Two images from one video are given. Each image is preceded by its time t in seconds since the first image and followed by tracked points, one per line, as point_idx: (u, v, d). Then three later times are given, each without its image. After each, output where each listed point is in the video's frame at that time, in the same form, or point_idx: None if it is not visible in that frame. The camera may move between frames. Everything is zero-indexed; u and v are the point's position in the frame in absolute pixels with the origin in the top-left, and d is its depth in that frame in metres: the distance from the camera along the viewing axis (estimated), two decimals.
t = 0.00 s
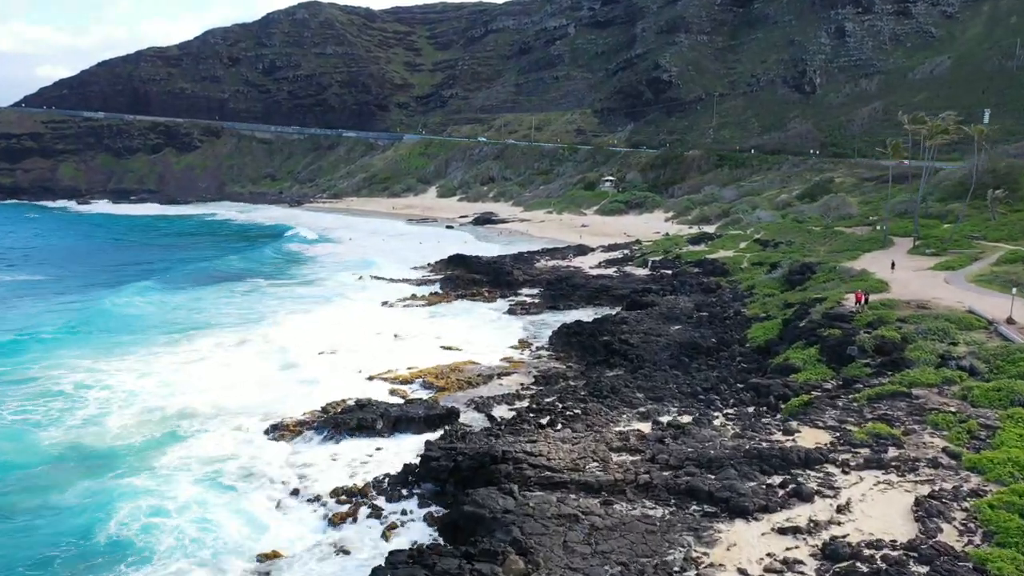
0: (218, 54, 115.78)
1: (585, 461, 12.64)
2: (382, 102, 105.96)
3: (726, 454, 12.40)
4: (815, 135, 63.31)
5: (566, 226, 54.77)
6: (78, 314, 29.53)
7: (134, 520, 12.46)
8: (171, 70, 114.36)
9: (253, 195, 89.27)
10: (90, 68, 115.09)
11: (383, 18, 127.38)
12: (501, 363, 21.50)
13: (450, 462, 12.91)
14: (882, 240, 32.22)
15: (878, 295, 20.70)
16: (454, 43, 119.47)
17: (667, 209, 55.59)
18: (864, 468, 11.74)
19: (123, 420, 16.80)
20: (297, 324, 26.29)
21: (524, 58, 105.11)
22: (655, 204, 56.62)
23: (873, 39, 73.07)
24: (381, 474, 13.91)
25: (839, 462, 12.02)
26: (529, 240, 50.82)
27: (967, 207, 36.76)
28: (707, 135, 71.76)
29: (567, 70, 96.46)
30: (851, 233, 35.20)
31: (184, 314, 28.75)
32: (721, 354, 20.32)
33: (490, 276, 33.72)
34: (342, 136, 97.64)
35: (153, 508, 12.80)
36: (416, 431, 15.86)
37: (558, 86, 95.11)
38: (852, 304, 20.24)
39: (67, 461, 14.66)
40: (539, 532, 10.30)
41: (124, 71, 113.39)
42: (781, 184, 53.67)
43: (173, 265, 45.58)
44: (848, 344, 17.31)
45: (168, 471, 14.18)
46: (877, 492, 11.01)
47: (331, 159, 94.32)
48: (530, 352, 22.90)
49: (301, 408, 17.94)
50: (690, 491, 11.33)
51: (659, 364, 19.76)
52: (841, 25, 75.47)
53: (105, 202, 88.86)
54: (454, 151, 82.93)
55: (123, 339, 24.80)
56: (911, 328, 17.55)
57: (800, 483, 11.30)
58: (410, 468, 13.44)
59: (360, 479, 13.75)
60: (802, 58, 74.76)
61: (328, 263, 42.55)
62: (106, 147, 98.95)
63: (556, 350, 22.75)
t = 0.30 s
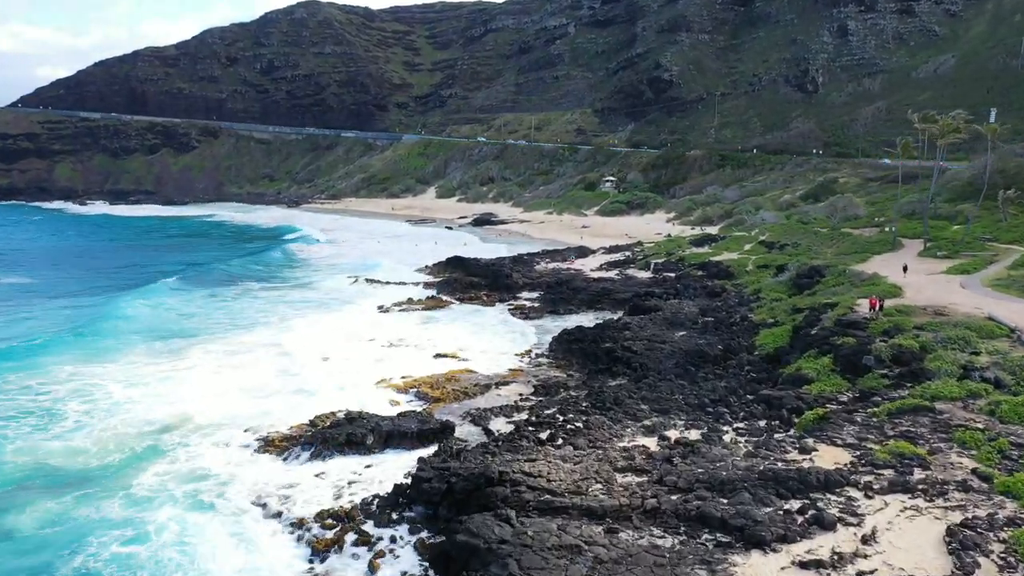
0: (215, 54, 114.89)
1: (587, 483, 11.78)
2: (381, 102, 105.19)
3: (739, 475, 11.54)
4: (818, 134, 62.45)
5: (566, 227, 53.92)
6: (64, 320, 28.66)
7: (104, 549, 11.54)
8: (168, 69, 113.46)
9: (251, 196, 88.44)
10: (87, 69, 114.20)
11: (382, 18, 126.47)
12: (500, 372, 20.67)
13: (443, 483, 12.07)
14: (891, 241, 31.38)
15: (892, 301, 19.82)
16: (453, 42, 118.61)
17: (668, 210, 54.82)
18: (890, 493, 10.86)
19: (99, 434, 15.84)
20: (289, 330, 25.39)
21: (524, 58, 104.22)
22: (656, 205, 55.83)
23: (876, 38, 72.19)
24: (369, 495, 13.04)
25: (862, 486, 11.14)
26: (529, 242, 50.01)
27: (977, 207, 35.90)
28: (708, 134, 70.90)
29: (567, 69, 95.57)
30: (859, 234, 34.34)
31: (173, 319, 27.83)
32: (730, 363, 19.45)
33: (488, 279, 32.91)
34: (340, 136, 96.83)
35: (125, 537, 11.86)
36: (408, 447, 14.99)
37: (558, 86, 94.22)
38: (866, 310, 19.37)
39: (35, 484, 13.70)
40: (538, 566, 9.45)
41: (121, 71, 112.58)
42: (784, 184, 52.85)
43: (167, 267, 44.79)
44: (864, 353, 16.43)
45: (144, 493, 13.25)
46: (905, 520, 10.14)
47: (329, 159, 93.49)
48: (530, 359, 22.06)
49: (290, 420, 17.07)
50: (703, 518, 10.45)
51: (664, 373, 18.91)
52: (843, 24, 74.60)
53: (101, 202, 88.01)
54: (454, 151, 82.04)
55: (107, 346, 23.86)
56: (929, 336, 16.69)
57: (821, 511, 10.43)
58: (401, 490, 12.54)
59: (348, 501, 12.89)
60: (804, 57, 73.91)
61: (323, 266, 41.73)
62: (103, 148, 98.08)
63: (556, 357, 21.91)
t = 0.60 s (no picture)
0: (213, 53, 113.91)
1: (591, 511, 10.86)
2: (380, 101, 104.29)
3: (756, 503, 10.60)
4: (821, 134, 61.52)
5: (566, 228, 53.00)
6: (48, 326, 27.74)
7: None
8: (165, 69, 112.50)
9: (249, 196, 87.54)
10: (84, 68, 113.27)
11: (381, 17, 125.48)
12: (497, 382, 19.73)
13: (434, 511, 11.16)
14: (901, 244, 30.45)
15: (908, 308, 18.92)
16: (453, 41, 117.70)
17: (670, 210, 53.90)
18: (922, 525, 9.91)
19: (68, 451, 14.90)
20: (278, 337, 24.46)
21: (524, 57, 103.27)
22: (658, 205, 54.97)
23: (880, 36, 71.17)
24: (354, 521, 12.10)
25: (891, 516, 10.19)
26: (528, 243, 49.08)
27: (987, 209, 34.98)
28: (710, 134, 69.96)
29: (567, 68, 94.62)
30: (867, 236, 33.42)
31: (160, 324, 26.90)
32: (739, 373, 18.52)
33: (486, 282, 31.98)
34: (339, 136, 95.88)
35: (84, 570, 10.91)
36: (397, 466, 14.07)
37: (558, 85, 93.28)
38: (883, 318, 18.43)
39: None
40: None
41: (118, 70, 111.69)
42: (788, 184, 51.93)
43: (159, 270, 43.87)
44: (884, 365, 15.50)
45: (111, 519, 12.32)
46: (941, 557, 9.20)
47: (328, 159, 92.57)
48: (529, 368, 21.11)
49: (274, 436, 16.15)
50: (716, 554, 9.52)
51: (670, 385, 17.97)
52: (847, 22, 73.66)
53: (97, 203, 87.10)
54: (453, 151, 81.11)
55: (88, 354, 22.93)
56: (952, 347, 15.75)
57: (848, 546, 9.48)
58: (388, 516, 11.59)
59: (331, 528, 11.94)
60: (806, 56, 72.95)
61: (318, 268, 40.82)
62: (100, 148, 97.15)
63: (556, 366, 20.97)
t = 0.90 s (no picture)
0: (210, 53, 112.84)
1: (597, 549, 9.84)
2: (379, 101, 103.30)
3: (778, 540, 9.58)
4: (825, 134, 60.50)
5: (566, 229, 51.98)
6: (31, 333, 26.76)
7: None
8: (162, 68, 111.46)
9: (246, 196, 86.55)
10: (80, 67, 112.26)
11: (379, 15, 124.37)
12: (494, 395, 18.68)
13: (423, 547, 10.12)
14: (912, 246, 29.41)
15: (928, 316, 17.91)
16: (452, 40, 116.66)
17: (672, 211, 52.87)
18: (966, 567, 8.88)
19: (30, 474, 13.86)
20: (268, 345, 23.38)
21: (523, 56, 102.19)
22: (659, 206, 54.00)
23: (883, 34, 70.04)
24: (334, 556, 11.07)
25: (931, 556, 9.16)
26: (528, 244, 48.07)
27: (999, 210, 33.96)
28: (712, 133, 68.89)
29: (567, 67, 93.58)
30: (876, 238, 32.40)
31: (145, 328, 25.84)
32: (750, 385, 17.46)
33: (484, 286, 30.97)
34: (337, 136, 94.83)
35: None
36: (385, 491, 13.04)
37: (558, 84, 92.24)
38: (902, 327, 17.42)
39: None
40: None
41: (114, 70, 110.69)
42: (792, 184, 50.91)
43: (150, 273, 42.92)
44: (908, 379, 14.47)
45: (63, 554, 11.24)
46: None
47: (326, 159, 91.57)
48: (529, 379, 20.07)
49: (256, 455, 15.12)
50: None
51: (677, 398, 16.92)
52: (850, 21, 72.60)
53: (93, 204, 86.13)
54: (452, 151, 80.09)
55: (66, 363, 21.91)
56: (980, 360, 14.73)
57: None
58: (371, 550, 10.57)
59: (309, 564, 10.91)
60: (809, 54, 71.88)
61: (312, 271, 39.81)
62: (96, 148, 96.14)
63: (557, 376, 19.92)
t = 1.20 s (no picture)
0: (207, 52, 111.66)
1: None
2: (377, 100, 102.23)
3: None
4: (829, 133, 59.39)
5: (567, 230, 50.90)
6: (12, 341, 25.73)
7: None
8: (159, 67, 110.31)
9: (242, 197, 85.44)
10: (76, 66, 111.13)
11: (378, 14, 123.19)
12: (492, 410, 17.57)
13: None
14: (926, 250, 28.30)
15: (952, 326, 16.82)
16: (451, 40, 115.55)
17: (674, 212, 51.76)
18: None
19: None
20: (255, 356, 22.22)
21: (523, 55, 101.02)
22: (662, 206, 52.94)
23: (887, 33, 68.84)
24: None
25: None
26: (527, 246, 47.01)
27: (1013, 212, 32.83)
28: (714, 133, 67.75)
29: (567, 66, 92.45)
30: (887, 241, 31.29)
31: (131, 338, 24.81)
32: (766, 400, 16.34)
33: (482, 290, 29.88)
34: (335, 136, 93.69)
35: None
36: (370, 522, 11.93)
37: (559, 84, 91.13)
38: (926, 338, 16.32)
39: None
40: None
41: (110, 69, 109.55)
42: (796, 185, 49.79)
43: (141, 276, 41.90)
44: (939, 396, 13.36)
45: None
46: None
47: (323, 159, 90.48)
48: (528, 391, 18.95)
49: (234, 477, 14.04)
50: None
51: (687, 414, 15.82)
52: (854, 19, 71.45)
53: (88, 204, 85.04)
54: (451, 151, 79.00)
55: (42, 375, 20.83)
56: (1015, 375, 13.63)
57: None
58: None
59: None
60: (813, 53, 70.73)
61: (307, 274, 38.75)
62: (91, 148, 94.99)
63: (558, 389, 18.81)
